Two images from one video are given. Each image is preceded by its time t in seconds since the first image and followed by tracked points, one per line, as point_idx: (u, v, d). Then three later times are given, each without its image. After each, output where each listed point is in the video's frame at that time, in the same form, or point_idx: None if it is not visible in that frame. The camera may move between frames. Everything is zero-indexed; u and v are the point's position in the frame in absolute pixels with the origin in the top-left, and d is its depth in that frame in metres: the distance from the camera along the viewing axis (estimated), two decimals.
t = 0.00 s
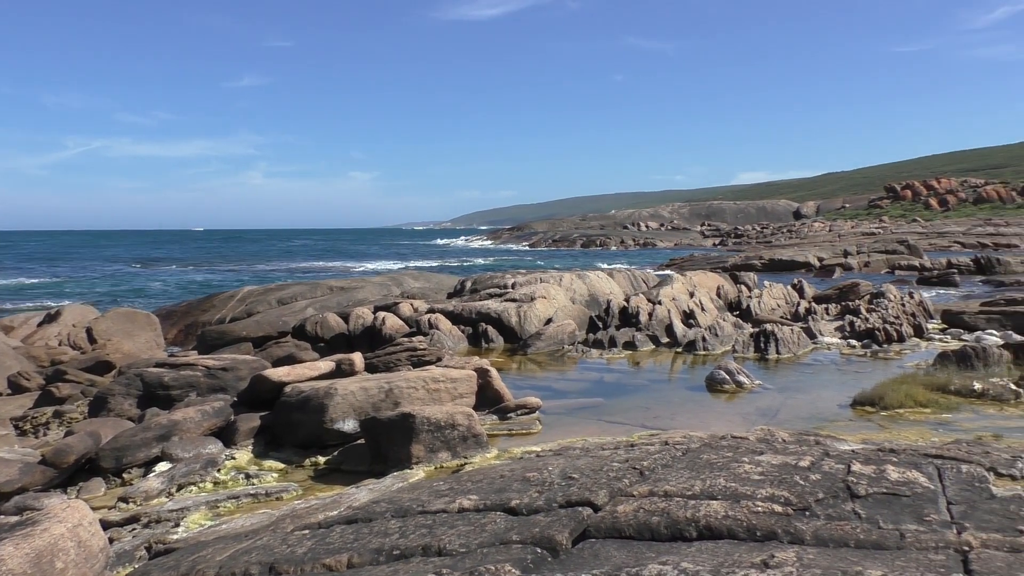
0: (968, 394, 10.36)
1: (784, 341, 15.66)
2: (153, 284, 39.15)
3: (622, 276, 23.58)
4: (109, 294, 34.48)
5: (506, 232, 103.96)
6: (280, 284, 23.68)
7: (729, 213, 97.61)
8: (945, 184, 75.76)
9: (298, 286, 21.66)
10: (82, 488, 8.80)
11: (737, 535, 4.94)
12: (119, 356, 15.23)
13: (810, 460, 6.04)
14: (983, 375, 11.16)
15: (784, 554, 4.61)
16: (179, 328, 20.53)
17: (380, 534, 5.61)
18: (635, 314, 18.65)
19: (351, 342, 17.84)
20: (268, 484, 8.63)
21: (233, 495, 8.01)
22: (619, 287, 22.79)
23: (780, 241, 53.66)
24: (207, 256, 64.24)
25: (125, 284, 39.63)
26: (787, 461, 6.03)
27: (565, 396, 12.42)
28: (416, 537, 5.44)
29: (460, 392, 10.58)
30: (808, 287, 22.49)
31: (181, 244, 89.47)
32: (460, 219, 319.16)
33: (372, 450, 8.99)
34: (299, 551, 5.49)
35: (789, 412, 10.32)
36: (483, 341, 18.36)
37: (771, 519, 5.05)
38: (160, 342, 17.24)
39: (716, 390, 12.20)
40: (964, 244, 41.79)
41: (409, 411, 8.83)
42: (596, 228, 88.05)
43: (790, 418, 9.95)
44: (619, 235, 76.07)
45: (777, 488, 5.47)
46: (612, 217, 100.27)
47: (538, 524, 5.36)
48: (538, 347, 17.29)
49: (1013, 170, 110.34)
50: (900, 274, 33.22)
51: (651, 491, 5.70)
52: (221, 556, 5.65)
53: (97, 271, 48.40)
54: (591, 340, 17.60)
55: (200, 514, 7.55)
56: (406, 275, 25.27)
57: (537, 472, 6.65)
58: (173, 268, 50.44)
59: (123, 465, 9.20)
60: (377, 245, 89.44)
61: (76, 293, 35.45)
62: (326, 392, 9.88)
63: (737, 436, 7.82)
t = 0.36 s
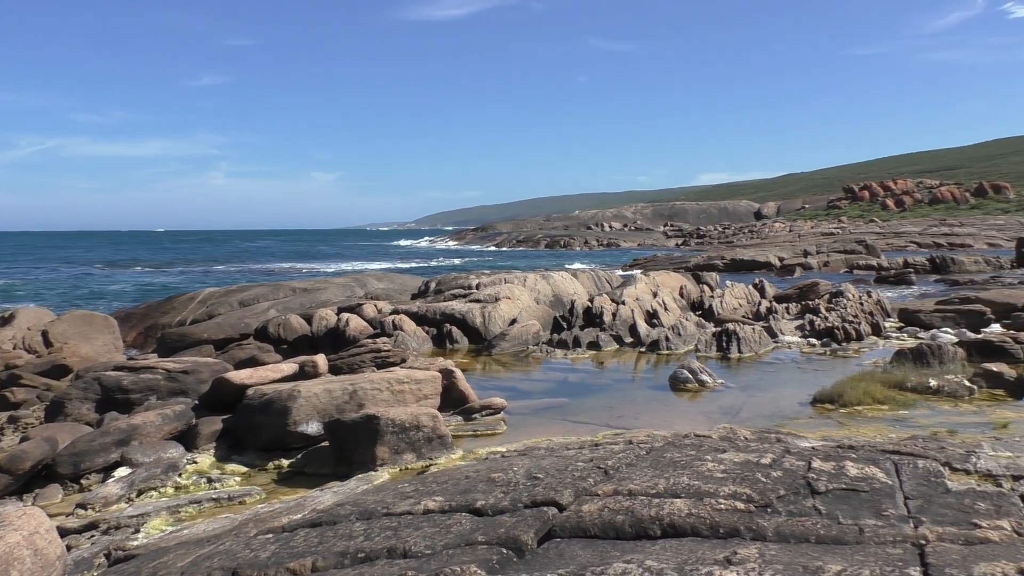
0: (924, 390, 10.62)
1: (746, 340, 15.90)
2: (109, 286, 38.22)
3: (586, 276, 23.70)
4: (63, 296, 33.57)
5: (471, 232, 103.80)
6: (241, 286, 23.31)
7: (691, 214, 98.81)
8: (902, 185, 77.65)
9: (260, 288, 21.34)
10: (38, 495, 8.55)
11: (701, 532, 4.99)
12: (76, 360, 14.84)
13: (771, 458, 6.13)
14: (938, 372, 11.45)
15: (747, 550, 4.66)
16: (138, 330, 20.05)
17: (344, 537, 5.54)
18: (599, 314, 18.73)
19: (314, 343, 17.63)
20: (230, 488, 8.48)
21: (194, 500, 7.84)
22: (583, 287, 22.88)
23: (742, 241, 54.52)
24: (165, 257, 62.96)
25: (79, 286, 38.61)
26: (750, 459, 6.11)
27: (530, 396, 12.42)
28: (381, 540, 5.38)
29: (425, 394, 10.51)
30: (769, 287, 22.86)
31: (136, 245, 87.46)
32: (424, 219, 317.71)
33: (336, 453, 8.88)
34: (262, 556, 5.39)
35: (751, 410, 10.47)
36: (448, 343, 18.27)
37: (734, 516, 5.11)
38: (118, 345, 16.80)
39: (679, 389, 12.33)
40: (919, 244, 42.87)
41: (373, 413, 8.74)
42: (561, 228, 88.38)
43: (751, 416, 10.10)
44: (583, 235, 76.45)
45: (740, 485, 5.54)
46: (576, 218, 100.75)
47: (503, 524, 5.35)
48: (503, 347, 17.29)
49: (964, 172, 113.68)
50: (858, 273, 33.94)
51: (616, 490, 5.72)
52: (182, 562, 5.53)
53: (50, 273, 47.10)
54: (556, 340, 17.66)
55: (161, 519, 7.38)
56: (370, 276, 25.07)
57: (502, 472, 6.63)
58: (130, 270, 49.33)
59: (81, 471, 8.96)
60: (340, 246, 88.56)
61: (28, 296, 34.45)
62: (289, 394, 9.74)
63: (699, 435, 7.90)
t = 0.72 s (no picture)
0: (884, 389, 10.85)
1: (710, 340, 16.08)
2: (66, 288, 37.27)
3: (553, 277, 23.76)
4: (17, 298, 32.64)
5: (438, 232, 103.46)
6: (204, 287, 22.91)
7: (657, 215, 99.83)
8: (862, 187, 79.30)
9: (223, 289, 20.99)
10: None
11: (667, 531, 5.02)
12: (32, 364, 14.43)
13: (736, 456, 6.19)
14: (898, 371, 11.70)
15: (712, 548, 4.70)
16: (98, 333, 19.55)
17: (310, 540, 5.46)
18: (566, 314, 18.78)
19: (279, 345, 17.40)
20: (194, 492, 8.30)
21: (156, 504, 7.67)
22: (549, 288, 22.93)
23: (707, 241, 55.20)
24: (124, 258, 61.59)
25: (34, 287, 37.57)
26: (714, 458, 6.17)
27: (497, 397, 12.40)
28: (347, 542, 5.32)
29: (391, 395, 10.42)
30: (733, 287, 23.15)
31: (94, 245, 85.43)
32: (390, 219, 315.91)
33: (301, 455, 8.76)
34: (226, 560, 5.28)
35: (716, 409, 10.59)
36: (414, 343, 18.16)
37: (699, 514, 5.15)
38: (77, 348, 16.36)
39: (645, 389, 12.42)
40: (880, 245, 43.81)
41: (339, 414, 8.64)
42: (527, 229, 88.55)
43: (716, 415, 10.21)
44: (550, 236, 76.65)
45: (705, 484, 5.58)
46: (542, 218, 100.99)
47: (470, 526, 5.32)
48: (470, 348, 17.25)
49: (920, 174, 116.61)
50: (820, 273, 34.59)
51: (582, 490, 5.73)
52: (144, 567, 5.39)
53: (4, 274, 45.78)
54: (523, 340, 17.68)
55: (122, 524, 7.19)
56: (336, 277, 24.84)
57: (468, 473, 6.61)
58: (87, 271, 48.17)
59: (39, 475, 8.72)
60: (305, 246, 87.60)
61: None
62: (254, 397, 9.58)
63: (665, 434, 7.98)
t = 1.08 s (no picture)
0: (849, 388, 11.03)
1: (679, 340, 16.22)
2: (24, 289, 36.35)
3: (523, 277, 23.77)
4: None
5: (407, 233, 102.92)
6: (169, 288, 22.52)
7: (626, 216, 100.60)
8: (827, 188, 80.69)
9: (189, 290, 20.65)
10: None
11: (635, 530, 5.04)
12: None
13: (703, 456, 6.25)
14: (862, 370, 11.91)
15: (680, 547, 4.74)
16: (59, 334, 19.09)
17: (277, 543, 5.38)
18: (535, 315, 18.78)
19: (246, 347, 17.15)
20: (159, 496, 8.14)
21: (120, 509, 7.50)
22: (518, 288, 22.94)
23: (675, 242, 55.74)
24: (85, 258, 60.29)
25: None
26: (683, 457, 6.21)
27: (466, 398, 12.36)
28: (315, 545, 5.24)
29: (360, 397, 10.31)
30: (701, 288, 23.39)
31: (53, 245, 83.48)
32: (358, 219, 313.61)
33: (269, 457, 8.63)
34: (191, 564, 5.19)
35: (684, 409, 10.68)
36: (383, 344, 18.04)
37: (668, 513, 5.18)
38: (38, 350, 15.95)
39: (614, 389, 12.48)
40: (844, 245, 44.57)
41: (307, 416, 8.53)
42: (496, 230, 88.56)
43: (684, 415, 10.29)
44: (519, 236, 76.72)
45: (673, 484, 5.62)
46: (512, 219, 101.07)
47: (439, 527, 5.29)
48: (439, 349, 17.18)
49: (882, 177, 119.08)
50: (786, 274, 35.10)
51: (551, 490, 5.73)
52: (107, 573, 5.27)
53: None
54: (492, 340, 17.65)
55: (85, 529, 7.02)
56: (304, 278, 24.58)
57: (438, 474, 6.57)
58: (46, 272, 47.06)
59: None
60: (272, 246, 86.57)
61: None
62: (220, 399, 9.42)
63: (634, 434, 8.01)
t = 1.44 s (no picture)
0: (814, 388, 11.21)
1: (647, 340, 16.33)
2: None
3: (492, 278, 23.75)
4: None
5: (375, 233, 102.21)
6: (133, 290, 22.09)
7: (595, 216, 101.12)
8: (793, 190, 81.93)
9: (154, 292, 20.27)
10: None
11: (605, 530, 5.05)
12: None
13: (672, 456, 6.28)
14: (828, 370, 12.10)
15: (648, 547, 4.76)
16: (19, 336, 18.60)
17: (245, 547, 5.29)
18: (505, 316, 18.77)
19: (213, 349, 16.88)
20: (123, 500, 7.96)
21: (84, 513, 7.32)
22: (488, 289, 22.92)
23: (644, 243, 56.14)
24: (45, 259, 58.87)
25: None
26: (652, 458, 6.25)
27: (436, 400, 12.29)
28: (282, 549, 5.16)
29: (328, 399, 10.18)
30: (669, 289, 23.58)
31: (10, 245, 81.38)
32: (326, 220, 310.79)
33: (236, 460, 8.50)
34: (157, 569, 5.07)
35: (652, 409, 10.75)
36: (352, 346, 17.89)
37: (637, 514, 5.20)
38: None
39: (583, 389, 12.52)
40: (810, 247, 45.28)
41: (274, 419, 8.41)
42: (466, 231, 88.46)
43: (652, 415, 10.36)
44: (489, 237, 76.66)
45: (641, 484, 5.64)
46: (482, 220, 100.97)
47: (409, 529, 5.25)
48: (408, 350, 17.08)
49: (846, 179, 121.22)
50: (753, 275, 35.56)
51: (521, 491, 5.72)
52: None
53: None
54: (462, 342, 17.60)
55: (46, 535, 6.84)
56: (271, 279, 24.28)
57: (407, 476, 6.52)
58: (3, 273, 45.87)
59: None
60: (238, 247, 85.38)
61: None
62: (186, 401, 9.25)
63: (603, 434, 8.03)
